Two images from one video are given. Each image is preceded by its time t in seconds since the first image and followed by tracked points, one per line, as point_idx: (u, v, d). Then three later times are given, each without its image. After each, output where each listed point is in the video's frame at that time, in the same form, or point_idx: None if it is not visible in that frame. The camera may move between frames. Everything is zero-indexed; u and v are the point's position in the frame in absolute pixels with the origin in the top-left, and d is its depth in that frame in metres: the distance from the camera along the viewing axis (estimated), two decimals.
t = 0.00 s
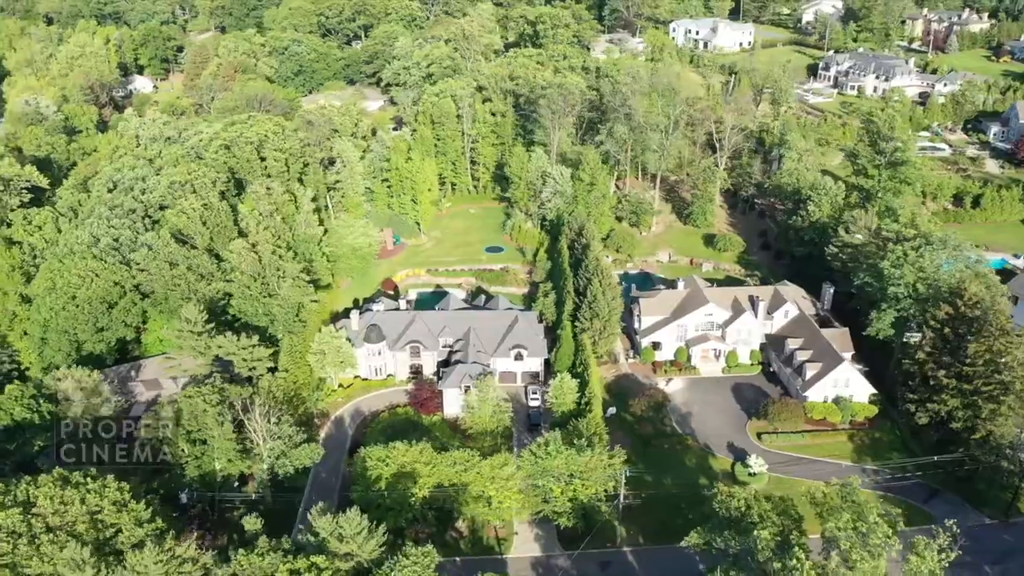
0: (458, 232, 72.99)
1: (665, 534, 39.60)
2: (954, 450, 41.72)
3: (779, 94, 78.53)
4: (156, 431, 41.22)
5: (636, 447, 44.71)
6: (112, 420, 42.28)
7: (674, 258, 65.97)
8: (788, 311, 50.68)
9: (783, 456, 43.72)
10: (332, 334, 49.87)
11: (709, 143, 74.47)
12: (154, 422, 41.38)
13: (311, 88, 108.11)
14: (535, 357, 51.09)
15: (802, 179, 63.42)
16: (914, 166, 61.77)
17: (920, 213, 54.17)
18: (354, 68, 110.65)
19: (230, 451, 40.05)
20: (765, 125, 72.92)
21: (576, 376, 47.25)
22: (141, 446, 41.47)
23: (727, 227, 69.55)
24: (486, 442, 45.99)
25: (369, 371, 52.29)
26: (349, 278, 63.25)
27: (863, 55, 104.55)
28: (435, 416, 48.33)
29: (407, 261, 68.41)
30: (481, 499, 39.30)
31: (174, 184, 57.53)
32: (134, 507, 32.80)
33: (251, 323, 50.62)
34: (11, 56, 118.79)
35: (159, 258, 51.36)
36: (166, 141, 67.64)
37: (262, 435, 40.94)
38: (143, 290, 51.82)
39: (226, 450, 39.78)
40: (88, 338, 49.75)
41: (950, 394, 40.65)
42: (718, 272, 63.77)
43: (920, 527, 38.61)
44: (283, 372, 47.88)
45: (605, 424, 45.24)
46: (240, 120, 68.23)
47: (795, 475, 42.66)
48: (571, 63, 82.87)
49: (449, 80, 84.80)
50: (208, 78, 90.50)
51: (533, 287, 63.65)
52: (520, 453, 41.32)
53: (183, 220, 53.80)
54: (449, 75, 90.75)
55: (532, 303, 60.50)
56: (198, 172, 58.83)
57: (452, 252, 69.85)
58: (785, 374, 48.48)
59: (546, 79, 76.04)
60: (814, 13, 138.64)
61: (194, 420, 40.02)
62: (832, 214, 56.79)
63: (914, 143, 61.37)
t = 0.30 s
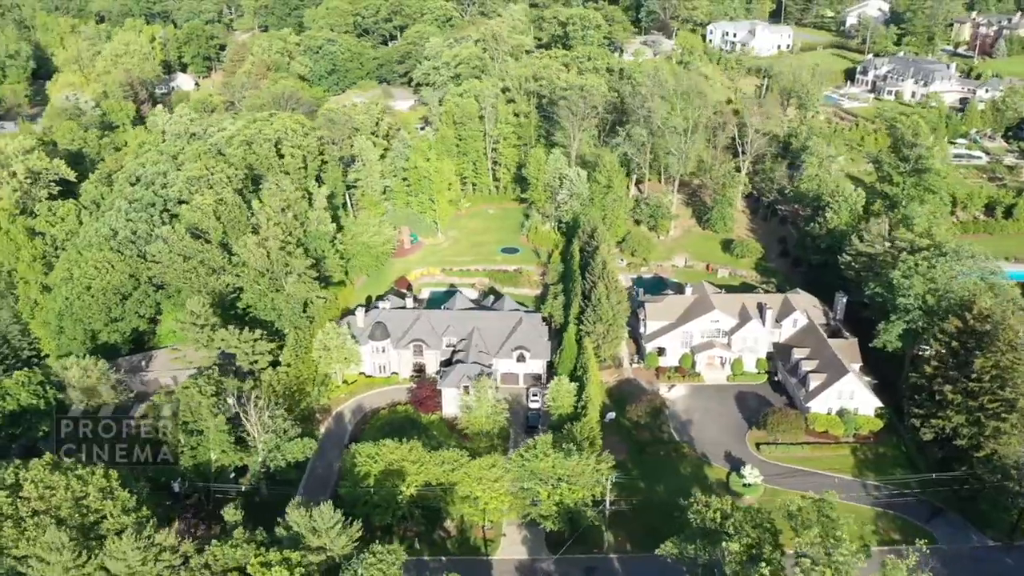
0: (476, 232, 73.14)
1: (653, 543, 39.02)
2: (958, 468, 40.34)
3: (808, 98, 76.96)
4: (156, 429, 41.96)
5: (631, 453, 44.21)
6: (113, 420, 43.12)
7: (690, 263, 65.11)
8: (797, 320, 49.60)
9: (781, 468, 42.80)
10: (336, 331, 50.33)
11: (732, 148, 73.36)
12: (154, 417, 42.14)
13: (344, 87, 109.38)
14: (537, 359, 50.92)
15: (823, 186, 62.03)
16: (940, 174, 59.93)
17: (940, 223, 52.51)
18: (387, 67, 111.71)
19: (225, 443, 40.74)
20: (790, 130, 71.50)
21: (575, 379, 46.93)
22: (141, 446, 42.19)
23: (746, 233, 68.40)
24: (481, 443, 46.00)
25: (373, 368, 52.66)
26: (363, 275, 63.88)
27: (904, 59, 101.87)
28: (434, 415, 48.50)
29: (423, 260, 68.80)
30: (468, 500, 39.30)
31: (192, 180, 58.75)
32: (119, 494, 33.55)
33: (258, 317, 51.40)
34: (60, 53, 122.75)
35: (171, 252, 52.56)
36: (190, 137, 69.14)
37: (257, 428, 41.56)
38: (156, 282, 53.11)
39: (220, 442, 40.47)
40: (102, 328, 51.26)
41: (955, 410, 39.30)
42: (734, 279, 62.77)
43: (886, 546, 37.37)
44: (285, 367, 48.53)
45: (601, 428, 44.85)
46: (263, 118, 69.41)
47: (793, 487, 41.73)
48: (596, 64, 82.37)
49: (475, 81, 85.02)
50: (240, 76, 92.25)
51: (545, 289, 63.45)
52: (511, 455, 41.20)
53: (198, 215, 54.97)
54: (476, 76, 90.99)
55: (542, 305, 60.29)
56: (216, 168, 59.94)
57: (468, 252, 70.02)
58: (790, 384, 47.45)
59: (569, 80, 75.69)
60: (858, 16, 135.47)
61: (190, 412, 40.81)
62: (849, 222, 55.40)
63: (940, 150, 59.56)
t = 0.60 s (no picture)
0: (493, 233, 73.12)
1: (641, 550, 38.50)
2: (960, 486, 38.97)
3: (837, 102, 75.19)
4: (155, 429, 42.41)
5: (626, 458, 43.74)
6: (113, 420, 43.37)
7: (706, 269, 64.20)
8: (804, 329, 48.50)
9: (778, 479, 41.92)
10: (339, 327, 50.77)
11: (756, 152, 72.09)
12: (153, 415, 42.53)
13: (376, 86, 110.43)
14: (539, 361, 50.69)
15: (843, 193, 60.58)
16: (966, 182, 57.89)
17: (959, 232, 50.80)
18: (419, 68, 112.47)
19: (220, 435, 41.39)
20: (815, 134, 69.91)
21: (573, 383, 46.57)
22: (141, 446, 42.58)
23: (766, 239, 67.15)
24: (477, 443, 45.99)
25: (377, 365, 53.06)
26: (376, 273, 64.41)
27: (945, 64, 98.79)
28: (433, 414, 48.65)
29: (438, 260, 69.09)
30: (455, 499, 39.37)
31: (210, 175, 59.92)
32: (107, 481, 34.35)
33: (266, 312, 52.13)
34: (106, 50, 126.34)
35: (184, 245, 53.67)
36: (214, 134, 70.53)
37: (252, 421, 42.14)
38: (170, 275, 54.40)
39: (215, 434, 41.14)
40: (115, 317, 52.71)
41: (958, 426, 37.98)
42: (749, 285, 61.69)
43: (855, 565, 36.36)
44: (288, 361, 49.13)
45: (596, 433, 44.45)
46: (284, 116, 70.49)
47: (787, 499, 40.82)
48: (622, 66, 81.66)
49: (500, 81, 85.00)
50: (272, 74, 93.81)
51: (557, 291, 63.16)
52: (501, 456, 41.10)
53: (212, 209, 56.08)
54: (503, 77, 90.95)
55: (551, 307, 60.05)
56: (235, 163, 61.00)
57: (484, 252, 70.08)
58: (794, 394, 46.37)
59: (591, 81, 75.21)
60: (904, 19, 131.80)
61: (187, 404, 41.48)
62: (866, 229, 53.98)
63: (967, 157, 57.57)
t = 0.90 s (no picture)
0: (511, 233, 73.03)
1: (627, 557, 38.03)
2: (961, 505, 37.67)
3: (866, 106, 73.33)
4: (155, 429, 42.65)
5: (620, 463, 43.29)
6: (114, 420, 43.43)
7: (722, 274, 63.22)
8: (811, 338, 47.37)
9: (773, 491, 41.04)
10: (344, 323, 51.22)
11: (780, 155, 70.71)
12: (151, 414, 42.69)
13: (408, 85, 111.19)
14: (542, 363, 50.49)
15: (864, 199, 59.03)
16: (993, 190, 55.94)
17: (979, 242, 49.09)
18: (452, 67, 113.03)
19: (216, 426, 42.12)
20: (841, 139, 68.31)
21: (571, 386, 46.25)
22: (142, 445, 42.90)
23: (786, 245, 65.87)
24: (473, 443, 46.03)
25: (382, 362, 53.43)
26: (390, 270, 64.89)
27: (989, 68, 95.63)
28: (432, 412, 48.82)
29: (454, 258, 69.28)
30: (443, 498, 39.43)
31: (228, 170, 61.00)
32: (98, 467, 35.25)
33: (274, 306, 52.91)
34: (151, 46, 129.67)
35: (198, 238, 54.66)
36: (239, 130, 71.82)
37: (249, 412, 42.82)
38: (185, 267, 55.52)
39: (212, 424, 41.90)
40: (130, 308, 54.10)
41: (958, 443, 36.71)
42: (765, 292, 60.58)
43: None
44: (292, 355, 49.76)
45: (591, 437, 44.09)
46: (306, 113, 71.40)
47: (781, 511, 39.94)
48: (647, 67, 80.90)
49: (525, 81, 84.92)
50: (304, 72, 95.21)
51: (570, 293, 62.85)
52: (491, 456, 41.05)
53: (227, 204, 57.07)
54: (531, 77, 90.79)
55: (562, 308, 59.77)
56: (253, 159, 61.99)
57: (500, 252, 70.08)
58: (797, 404, 45.30)
59: (615, 80, 74.59)
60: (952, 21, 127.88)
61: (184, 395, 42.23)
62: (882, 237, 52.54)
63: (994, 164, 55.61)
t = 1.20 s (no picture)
0: (529, 234, 72.85)
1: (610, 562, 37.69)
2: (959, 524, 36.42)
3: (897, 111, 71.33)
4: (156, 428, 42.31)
5: (613, 468, 42.88)
6: (113, 420, 42.51)
7: (737, 280, 62.16)
8: (817, 347, 46.29)
9: (767, 502, 40.20)
10: (349, 319, 51.68)
11: (803, 159, 69.23)
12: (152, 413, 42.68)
13: (440, 84, 111.70)
14: (543, 364, 50.27)
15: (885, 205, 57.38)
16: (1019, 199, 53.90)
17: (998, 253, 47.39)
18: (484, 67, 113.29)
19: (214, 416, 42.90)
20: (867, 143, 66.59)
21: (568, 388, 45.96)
22: (141, 446, 42.17)
23: (806, 252, 64.46)
24: (469, 442, 46.07)
25: (387, 359, 53.75)
26: (404, 268, 65.30)
27: None
28: (432, 410, 48.97)
29: (469, 258, 69.39)
30: (430, 496, 39.55)
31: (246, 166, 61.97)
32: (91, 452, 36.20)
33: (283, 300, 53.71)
34: (194, 43, 132.73)
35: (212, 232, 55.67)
36: (262, 126, 72.97)
37: (246, 404, 43.44)
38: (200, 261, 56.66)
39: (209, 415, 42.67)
40: (146, 299, 55.49)
41: (956, 460, 35.47)
42: (780, 299, 59.41)
43: None
44: (297, 350, 50.37)
45: (585, 440, 43.75)
46: (328, 110, 72.24)
47: (773, 523, 39.09)
48: (674, 68, 79.96)
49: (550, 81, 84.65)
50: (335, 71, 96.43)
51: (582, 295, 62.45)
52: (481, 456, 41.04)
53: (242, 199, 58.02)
54: (558, 76, 90.42)
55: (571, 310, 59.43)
56: (271, 155, 62.88)
57: (515, 252, 69.97)
58: (798, 414, 44.30)
59: (637, 81, 73.78)
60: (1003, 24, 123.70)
61: (186, 385, 43.14)
62: (898, 245, 51.09)
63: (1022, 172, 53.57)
